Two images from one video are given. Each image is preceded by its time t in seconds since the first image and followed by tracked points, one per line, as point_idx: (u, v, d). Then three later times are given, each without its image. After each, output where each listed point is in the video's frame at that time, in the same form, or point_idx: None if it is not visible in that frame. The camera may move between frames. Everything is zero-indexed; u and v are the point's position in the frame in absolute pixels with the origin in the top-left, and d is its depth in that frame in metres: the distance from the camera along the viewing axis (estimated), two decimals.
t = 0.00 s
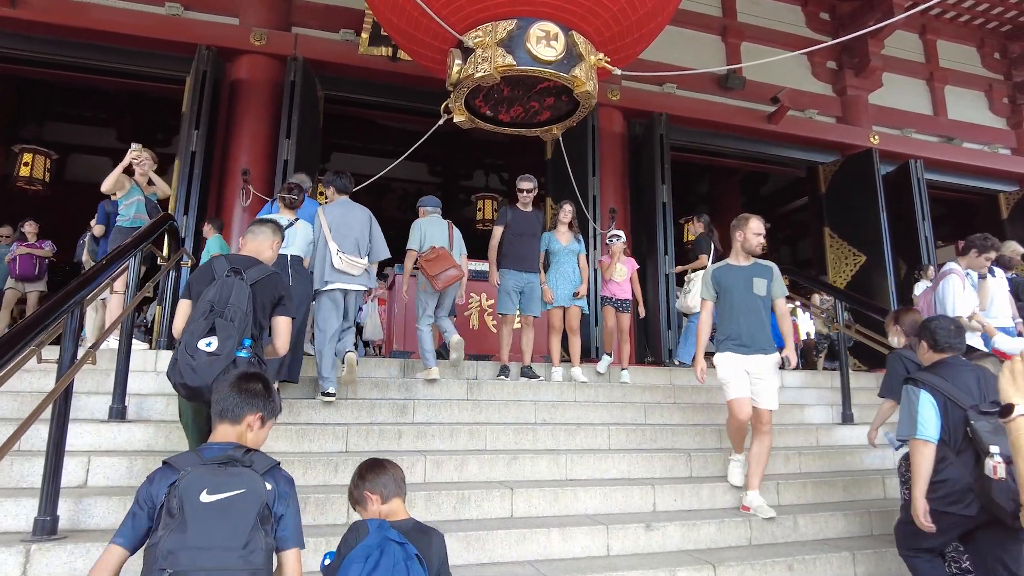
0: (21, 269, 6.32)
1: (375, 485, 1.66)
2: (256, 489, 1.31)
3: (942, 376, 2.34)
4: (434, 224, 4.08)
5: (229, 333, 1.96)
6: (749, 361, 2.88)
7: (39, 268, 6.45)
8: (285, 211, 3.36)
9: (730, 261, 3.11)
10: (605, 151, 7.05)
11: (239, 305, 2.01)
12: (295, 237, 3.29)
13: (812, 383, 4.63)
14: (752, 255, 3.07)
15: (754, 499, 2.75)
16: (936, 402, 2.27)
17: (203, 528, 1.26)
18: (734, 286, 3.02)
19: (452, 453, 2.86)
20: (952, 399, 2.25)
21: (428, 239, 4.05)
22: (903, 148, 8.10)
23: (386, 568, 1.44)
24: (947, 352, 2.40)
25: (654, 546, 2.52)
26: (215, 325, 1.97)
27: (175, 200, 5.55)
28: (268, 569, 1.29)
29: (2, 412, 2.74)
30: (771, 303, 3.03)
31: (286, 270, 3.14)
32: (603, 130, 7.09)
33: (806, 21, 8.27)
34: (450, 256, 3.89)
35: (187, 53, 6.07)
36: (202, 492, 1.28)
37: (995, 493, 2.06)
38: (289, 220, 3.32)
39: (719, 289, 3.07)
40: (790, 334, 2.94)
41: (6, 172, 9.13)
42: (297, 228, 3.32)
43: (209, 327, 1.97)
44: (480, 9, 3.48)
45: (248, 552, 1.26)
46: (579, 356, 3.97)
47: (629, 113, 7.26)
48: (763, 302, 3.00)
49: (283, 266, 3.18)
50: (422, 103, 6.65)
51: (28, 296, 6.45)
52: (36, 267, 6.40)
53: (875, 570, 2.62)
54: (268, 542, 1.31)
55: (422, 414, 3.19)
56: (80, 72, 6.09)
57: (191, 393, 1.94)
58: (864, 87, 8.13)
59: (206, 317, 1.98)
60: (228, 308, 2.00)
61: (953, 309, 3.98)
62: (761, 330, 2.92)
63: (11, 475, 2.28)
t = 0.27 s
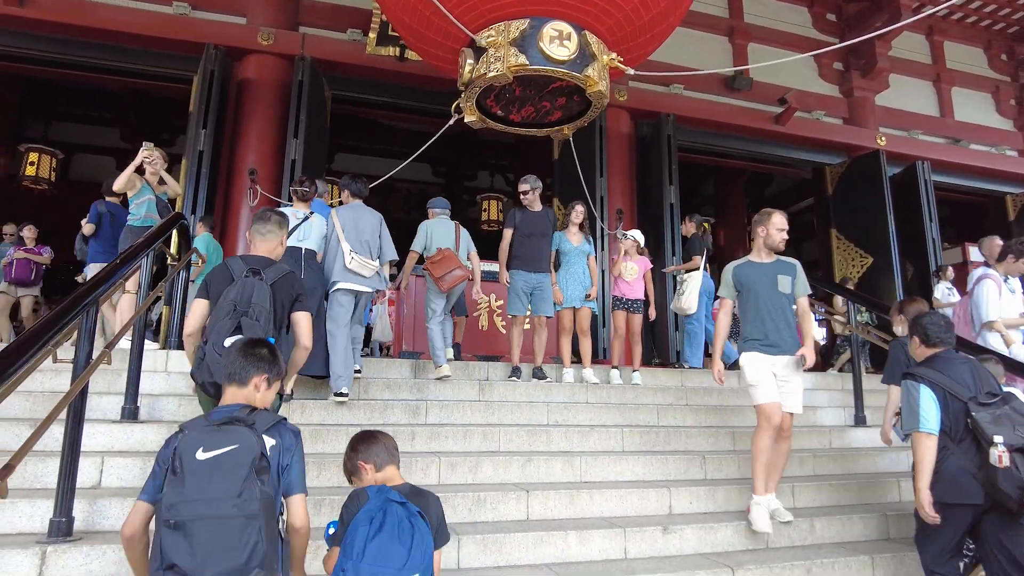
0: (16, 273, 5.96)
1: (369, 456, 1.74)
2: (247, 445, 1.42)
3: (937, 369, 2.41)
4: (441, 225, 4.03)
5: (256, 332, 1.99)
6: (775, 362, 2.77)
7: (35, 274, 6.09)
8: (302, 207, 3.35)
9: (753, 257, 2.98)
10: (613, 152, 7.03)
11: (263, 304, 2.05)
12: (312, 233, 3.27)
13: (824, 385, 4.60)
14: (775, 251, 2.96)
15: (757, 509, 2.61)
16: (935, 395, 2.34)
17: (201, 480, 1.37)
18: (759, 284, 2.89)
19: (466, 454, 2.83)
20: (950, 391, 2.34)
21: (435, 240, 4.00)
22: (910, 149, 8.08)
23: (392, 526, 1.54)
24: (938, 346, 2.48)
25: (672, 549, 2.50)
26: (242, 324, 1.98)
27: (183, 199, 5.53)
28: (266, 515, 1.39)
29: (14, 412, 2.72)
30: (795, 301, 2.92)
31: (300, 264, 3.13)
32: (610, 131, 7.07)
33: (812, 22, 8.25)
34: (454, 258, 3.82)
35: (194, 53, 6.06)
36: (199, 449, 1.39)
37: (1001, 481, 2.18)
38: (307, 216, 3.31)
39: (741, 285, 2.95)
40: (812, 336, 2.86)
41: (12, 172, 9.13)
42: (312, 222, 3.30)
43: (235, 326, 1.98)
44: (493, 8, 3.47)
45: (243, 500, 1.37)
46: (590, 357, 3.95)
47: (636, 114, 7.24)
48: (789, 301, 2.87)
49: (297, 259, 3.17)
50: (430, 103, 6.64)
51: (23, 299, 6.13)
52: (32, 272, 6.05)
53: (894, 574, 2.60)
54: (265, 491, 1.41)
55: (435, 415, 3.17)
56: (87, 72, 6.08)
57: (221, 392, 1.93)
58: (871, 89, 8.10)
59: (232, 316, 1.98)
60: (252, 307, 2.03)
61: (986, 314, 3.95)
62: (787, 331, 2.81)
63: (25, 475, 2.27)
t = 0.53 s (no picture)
0: (10, 272, 5.81)
1: (379, 436, 1.68)
2: (247, 410, 1.48)
3: (934, 354, 2.41)
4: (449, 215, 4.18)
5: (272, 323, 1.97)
6: (800, 385, 2.62)
7: (31, 273, 5.92)
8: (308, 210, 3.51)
9: (774, 270, 2.82)
10: (619, 152, 7.00)
11: (273, 296, 2.03)
12: (317, 232, 3.38)
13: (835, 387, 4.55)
14: (796, 265, 2.81)
15: (792, 544, 2.44)
16: (929, 379, 2.36)
17: (202, 441, 1.45)
18: (784, 299, 2.71)
19: (476, 456, 2.79)
20: (945, 374, 2.34)
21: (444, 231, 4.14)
22: (917, 150, 8.04)
23: (393, 506, 1.51)
24: (939, 329, 2.47)
25: (686, 553, 2.45)
26: (257, 314, 1.97)
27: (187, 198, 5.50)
28: (260, 472, 1.43)
29: (18, 412, 2.68)
30: (818, 318, 2.77)
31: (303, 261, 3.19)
32: (616, 131, 7.04)
33: (819, 23, 8.22)
34: (461, 248, 3.97)
35: (198, 52, 6.04)
36: (203, 414, 1.48)
37: (994, 461, 2.19)
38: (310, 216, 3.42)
39: (764, 300, 2.76)
40: (833, 348, 2.73)
41: (15, 171, 9.11)
42: (317, 223, 3.41)
43: (250, 318, 1.96)
44: (503, 5, 3.44)
45: (237, 458, 1.43)
46: (599, 359, 3.92)
47: (642, 114, 7.21)
48: (814, 317, 2.72)
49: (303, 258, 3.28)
50: (435, 102, 6.61)
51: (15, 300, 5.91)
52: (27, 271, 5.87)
53: None
54: (263, 452, 1.46)
55: (444, 416, 3.13)
56: (91, 70, 6.05)
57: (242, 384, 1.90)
58: (878, 90, 8.06)
59: (247, 309, 1.97)
60: (264, 299, 2.01)
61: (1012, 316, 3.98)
62: (812, 348, 2.65)
63: (31, 476, 2.23)
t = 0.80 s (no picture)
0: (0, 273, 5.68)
1: (390, 432, 1.63)
2: (275, 378, 1.51)
3: (932, 350, 2.46)
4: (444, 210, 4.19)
5: (259, 305, 1.92)
6: (821, 393, 2.49)
7: (21, 275, 5.80)
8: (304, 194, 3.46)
9: (797, 266, 2.66)
10: (621, 149, 6.96)
11: (262, 277, 1.98)
12: (313, 218, 3.34)
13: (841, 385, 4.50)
14: (821, 264, 2.65)
15: (805, 545, 2.39)
16: (925, 374, 2.40)
17: (229, 403, 1.48)
18: (807, 300, 2.57)
19: (481, 455, 2.74)
20: (941, 369, 2.38)
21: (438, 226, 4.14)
22: (921, 147, 7.98)
23: (392, 502, 1.46)
24: (938, 327, 2.52)
25: (696, 553, 2.40)
26: (245, 297, 1.92)
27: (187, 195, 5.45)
28: (278, 441, 1.45)
29: (13, 410, 2.63)
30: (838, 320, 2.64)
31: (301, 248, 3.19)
32: (619, 128, 6.99)
33: (822, 19, 8.16)
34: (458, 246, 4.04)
35: (197, 48, 5.98)
36: (233, 378, 1.52)
37: (989, 452, 2.20)
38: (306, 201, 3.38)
39: (788, 297, 2.60)
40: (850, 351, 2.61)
41: (14, 170, 9.06)
42: (312, 208, 3.35)
43: (238, 300, 1.92)
44: None
45: (258, 424, 1.45)
46: (604, 357, 3.85)
47: (646, 110, 7.15)
48: (835, 319, 2.60)
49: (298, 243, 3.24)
50: (436, 99, 6.56)
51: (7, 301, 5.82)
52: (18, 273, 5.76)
53: None
54: (284, 422, 1.48)
55: (448, 415, 3.08)
56: (89, 67, 5.99)
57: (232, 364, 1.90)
58: (883, 86, 8.00)
59: (235, 290, 1.92)
60: (253, 280, 1.96)
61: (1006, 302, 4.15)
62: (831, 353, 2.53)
63: (26, 476, 2.18)
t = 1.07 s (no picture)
0: None
1: (395, 408, 1.69)
2: (281, 350, 1.56)
3: (931, 327, 2.44)
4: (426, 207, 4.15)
5: (231, 297, 1.87)
6: (852, 411, 2.23)
7: (8, 271, 5.68)
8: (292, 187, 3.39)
9: (826, 275, 2.36)
10: (620, 144, 6.90)
11: (239, 268, 1.93)
12: (302, 211, 3.29)
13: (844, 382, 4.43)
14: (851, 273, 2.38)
15: (811, 541, 2.32)
16: (924, 348, 2.38)
17: (236, 368, 1.53)
18: (840, 310, 2.27)
19: (477, 453, 2.68)
20: (940, 344, 2.37)
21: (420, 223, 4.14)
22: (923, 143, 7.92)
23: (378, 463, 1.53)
24: (938, 306, 2.50)
25: (698, 554, 2.34)
26: (217, 288, 1.87)
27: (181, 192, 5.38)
28: (278, 410, 1.50)
29: None
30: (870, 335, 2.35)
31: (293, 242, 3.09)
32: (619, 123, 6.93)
33: (823, 13, 8.09)
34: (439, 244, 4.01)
35: (192, 43, 5.91)
36: (243, 346, 1.58)
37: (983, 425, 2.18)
38: (296, 194, 3.33)
39: (817, 310, 2.30)
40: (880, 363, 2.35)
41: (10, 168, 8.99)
42: (301, 199, 3.31)
43: (210, 290, 1.87)
44: None
45: (261, 390, 1.50)
46: (604, 354, 3.79)
47: (645, 106, 7.09)
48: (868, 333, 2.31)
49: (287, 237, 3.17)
50: (433, 94, 6.50)
51: None
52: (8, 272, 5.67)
53: None
54: (286, 393, 1.52)
55: (443, 414, 3.01)
56: (83, 62, 5.92)
57: (196, 357, 1.84)
58: (884, 81, 7.93)
59: (207, 280, 1.88)
60: (229, 271, 1.92)
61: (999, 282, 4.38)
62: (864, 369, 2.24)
63: (8, 476, 2.12)
